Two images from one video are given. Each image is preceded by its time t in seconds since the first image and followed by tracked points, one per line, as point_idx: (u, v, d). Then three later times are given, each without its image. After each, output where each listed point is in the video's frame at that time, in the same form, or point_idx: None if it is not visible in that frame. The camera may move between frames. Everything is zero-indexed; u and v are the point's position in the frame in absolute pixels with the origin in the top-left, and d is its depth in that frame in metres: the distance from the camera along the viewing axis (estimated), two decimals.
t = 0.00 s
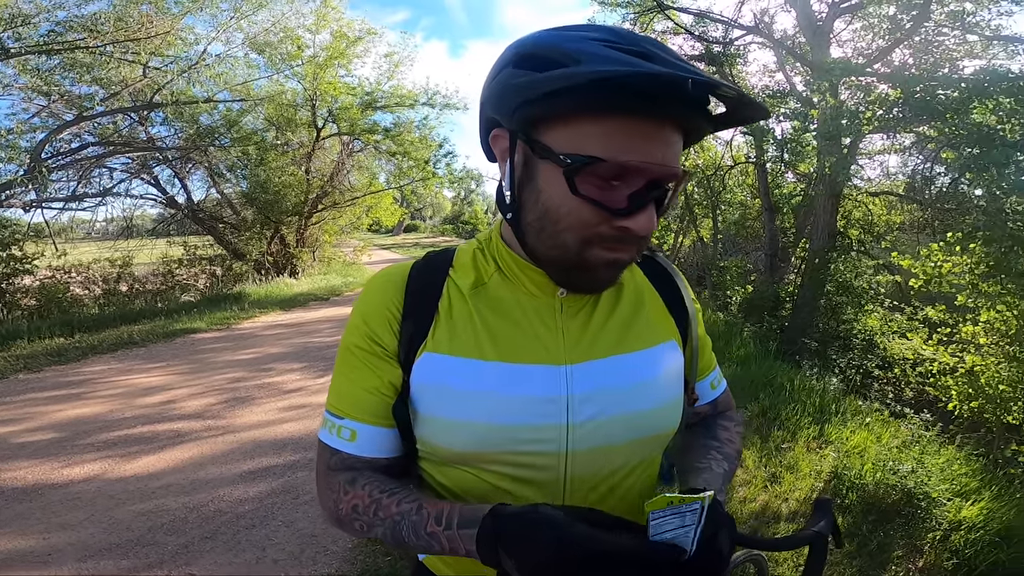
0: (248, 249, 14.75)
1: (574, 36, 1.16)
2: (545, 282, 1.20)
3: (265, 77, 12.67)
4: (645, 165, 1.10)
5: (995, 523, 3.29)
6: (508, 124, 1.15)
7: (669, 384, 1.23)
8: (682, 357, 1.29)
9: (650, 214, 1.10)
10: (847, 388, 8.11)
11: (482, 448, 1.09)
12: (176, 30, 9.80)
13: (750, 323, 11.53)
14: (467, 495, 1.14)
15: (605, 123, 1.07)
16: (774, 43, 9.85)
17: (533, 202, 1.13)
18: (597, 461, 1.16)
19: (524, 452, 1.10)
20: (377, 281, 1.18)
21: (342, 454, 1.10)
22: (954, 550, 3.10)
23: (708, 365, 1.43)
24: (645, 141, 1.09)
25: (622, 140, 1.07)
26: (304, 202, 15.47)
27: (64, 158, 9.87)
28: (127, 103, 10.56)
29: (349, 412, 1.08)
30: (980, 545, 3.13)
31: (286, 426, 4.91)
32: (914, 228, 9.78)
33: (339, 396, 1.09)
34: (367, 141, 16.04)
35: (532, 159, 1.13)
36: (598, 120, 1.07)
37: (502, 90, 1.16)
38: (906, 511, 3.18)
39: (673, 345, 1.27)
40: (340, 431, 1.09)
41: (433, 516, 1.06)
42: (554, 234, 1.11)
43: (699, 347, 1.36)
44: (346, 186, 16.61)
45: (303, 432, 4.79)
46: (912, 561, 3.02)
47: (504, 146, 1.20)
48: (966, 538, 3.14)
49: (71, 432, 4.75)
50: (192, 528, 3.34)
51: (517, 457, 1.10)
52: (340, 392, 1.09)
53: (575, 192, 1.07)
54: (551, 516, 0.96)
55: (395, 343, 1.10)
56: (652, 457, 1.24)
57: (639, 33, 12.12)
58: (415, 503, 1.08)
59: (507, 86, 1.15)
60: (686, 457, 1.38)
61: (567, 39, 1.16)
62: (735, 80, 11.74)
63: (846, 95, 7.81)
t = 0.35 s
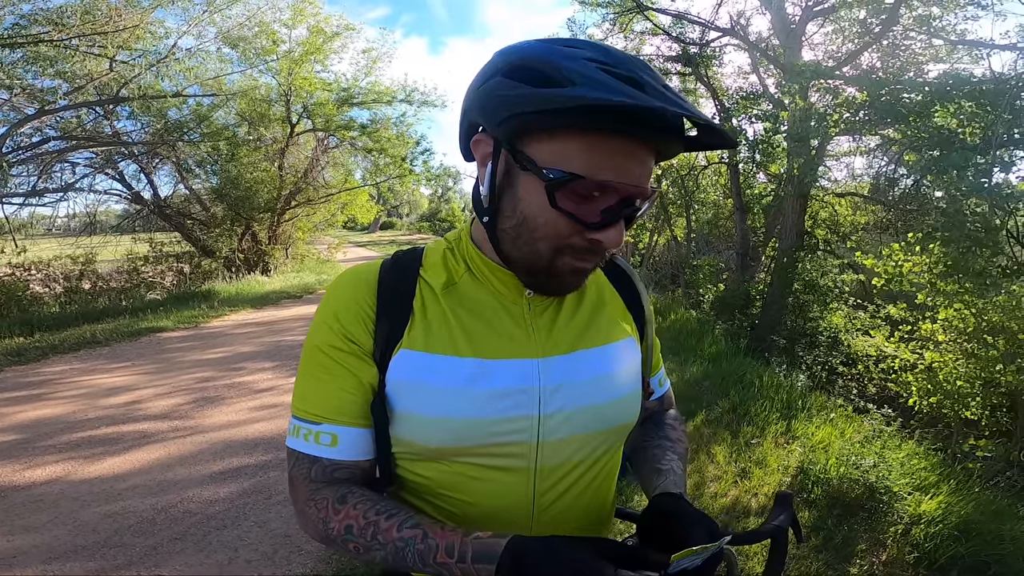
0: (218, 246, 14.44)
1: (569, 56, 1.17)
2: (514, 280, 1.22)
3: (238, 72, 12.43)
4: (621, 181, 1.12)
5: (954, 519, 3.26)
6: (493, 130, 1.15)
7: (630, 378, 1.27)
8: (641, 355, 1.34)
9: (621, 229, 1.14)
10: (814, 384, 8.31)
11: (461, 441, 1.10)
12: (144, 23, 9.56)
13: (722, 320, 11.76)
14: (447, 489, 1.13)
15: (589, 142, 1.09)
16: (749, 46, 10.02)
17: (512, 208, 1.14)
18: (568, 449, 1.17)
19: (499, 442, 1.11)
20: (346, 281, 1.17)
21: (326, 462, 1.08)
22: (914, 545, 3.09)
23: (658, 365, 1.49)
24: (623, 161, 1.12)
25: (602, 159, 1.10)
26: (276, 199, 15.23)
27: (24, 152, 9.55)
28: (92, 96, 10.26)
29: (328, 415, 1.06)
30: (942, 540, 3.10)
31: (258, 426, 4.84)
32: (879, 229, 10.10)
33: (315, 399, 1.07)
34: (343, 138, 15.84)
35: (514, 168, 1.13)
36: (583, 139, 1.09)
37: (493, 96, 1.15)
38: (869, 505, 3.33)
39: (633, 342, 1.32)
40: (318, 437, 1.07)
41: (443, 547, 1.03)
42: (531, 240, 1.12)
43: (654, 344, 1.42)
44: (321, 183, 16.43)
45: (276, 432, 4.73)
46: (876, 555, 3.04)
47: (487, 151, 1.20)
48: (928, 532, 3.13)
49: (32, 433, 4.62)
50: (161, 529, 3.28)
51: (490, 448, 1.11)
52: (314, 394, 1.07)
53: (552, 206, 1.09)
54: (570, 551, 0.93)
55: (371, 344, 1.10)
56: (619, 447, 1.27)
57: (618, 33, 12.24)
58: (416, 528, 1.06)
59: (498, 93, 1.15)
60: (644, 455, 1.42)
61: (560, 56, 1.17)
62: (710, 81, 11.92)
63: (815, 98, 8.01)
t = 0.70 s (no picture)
0: (222, 243, 14.51)
1: (544, 47, 1.20)
2: (514, 271, 1.24)
3: (241, 69, 12.45)
4: (610, 156, 1.15)
5: (955, 514, 3.23)
6: (485, 125, 1.17)
7: (625, 366, 1.29)
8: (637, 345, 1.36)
9: (616, 202, 1.16)
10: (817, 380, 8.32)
11: (461, 426, 1.12)
12: (147, 21, 9.58)
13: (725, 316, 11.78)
14: (448, 473, 1.15)
15: (575, 122, 1.11)
16: (752, 42, 9.99)
17: (509, 193, 1.16)
18: (566, 434, 1.20)
19: (498, 427, 1.13)
20: (351, 276, 1.19)
21: (335, 449, 1.09)
22: (915, 541, 3.11)
23: (656, 357, 1.51)
24: (606, 138, 1.14)
25: (590, 137, 1.13)
26: (280, 195, 15.30)
27: (29, 150, 9.59)
28: (96, 94, 10.30)
29: (336, 403, 1.08)
30: (942, 535, 3.11)
31: (263, 422, 4.88)
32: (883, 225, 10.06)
33: (322, 388, 1.09)
34: (346, 134, 15.87)
35: (507, 155, 1.15)
36: (571, 120, 1.11)
37: (479, 92, 1.18)
38: (870, 501, 3.36)
39: (629, 332, 1.34)
40: (325, 424, 1.09)
41: (445, 528, 1.05)
42: (529, 222, 1.14)
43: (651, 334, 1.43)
44: (324, 179, 16.49)
45: (281, 427, 4.77)
46: (876, 550, 3.06)
47: (481, 147, 1.22)
48: (929, 528, 3.15)
49: (40, 429, 4.66)
50: (168, 524, 3.32)
51: (489, 433, 1.13)
52: (322, 383, 1.09)
53: (546, 183, 1.11)
54: (570, 532, 0.97)
55: (377, 334, 1.12)
56: (616, 433, 1.30)
57: (620, 29, 12.22)
58: (419, 510, 1.08)
59: (483, 89, 1.18)
60: (641, 446, 1.44)
61: (538, 49, 1.20)
62: (713, 77, 11.90)
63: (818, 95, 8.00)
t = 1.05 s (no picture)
0: (239, 246, 14.74)
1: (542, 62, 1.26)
2: (521, 274, 1.29)
3: (257, 75, 12.65)
4: (620, 154, 1.19)
5: (969, 518, 3.21)
6: (496, 136, 1.22)
7: (627, 365, 1.33)
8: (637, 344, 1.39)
9: (629, 195, 1.21)
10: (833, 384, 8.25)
11: (472, 420, 1.17)
12: (167, 28, 9.77)
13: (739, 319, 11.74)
14: (457, 466, 1.21)
15: (586, 126, 1.17)
16: (763, 43, 9.97)
17: (527, 196, 1.19)
18: (571, 430, 1.24)
19: (505, 421, 1.18)
20: (369, 281, 1.25)
21: (354, 441, 1.15)
22: (928, 543, 3.09)
23: (657, 356, 1.55)
24: (611, 138, 1.19)
25: (601, 138, 1.18)
26: (296, 199, 15.52)
27: (54, 156, 9.82)
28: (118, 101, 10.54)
29: (354, 399, 1.14)
30: (955, 537, 3.09)
31: (280, 422, 4.97)
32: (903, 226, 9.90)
33: (342, 385, 1.15)
34: (360, 139, 16.05)
35: (524, 163, 1.19)
36: (580, 124, 1.17)
37: (487, 108, 1.23)
38: (883, 504, 3.35)
39: (631, 332, 1.37)
40: (345, 419, 1.15)
41: (451, 506, 1.09)
42: (553, 222, 1.18)
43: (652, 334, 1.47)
44: (339, 184, 16.70)
45: (297, 428, 4.85)
46: (887, 553, 3.07)
47: (493, 159, 1.24)
48: (943, 530, 3.12)
49: (66, 429, 4.80)
50: (188, 522, 3.41)
51: (498, 428, 1.18)
52: (342, 380, 1.15)
53: (564, 185, 1.16)
54: (565, 508, 1.03)
55: (392, 334, 1.17)
56: (617, 428, 1.34)
57: (631, 33, 12.26)
58: (429, 492, 1.12)
59: (488, 105, 1.23)
60: (641, 439, 1.48)
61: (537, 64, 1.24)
62: (725, 79, 11.88)
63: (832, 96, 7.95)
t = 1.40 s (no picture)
0: (249, 248, 14.90)
1: (544, 87, 1.33)
2: (512, 277, 1.36)
3: (266, 78, 12.81)
4: (609, 179, 1.27)
5: (965, 516, 3.22)
6: (497, 155, 1.29)
7: (608, 359, 1.40)
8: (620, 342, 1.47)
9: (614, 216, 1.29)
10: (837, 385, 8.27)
11: (466, 410, 1.26)
12: (176, 32, 9.91)
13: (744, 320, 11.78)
14: (452, 452, 1.29)
15: (580, 154, 1.24)
16: (767, 44, 10.02)
17: (521, 213, 1.27)
18: (557, 418, 1.32)
19: (496, 409, 1.27)
20: (374, 285, 1.34)
21: (355, 427, 1.23)
22: (924, 542, 3.11)
23: (641, 351, 1.62)
24: (603, 165, 1.27)
25: (592, 165, 1.25)
26: (304, 201, 15.67)
27: (68, 158, 9.99)
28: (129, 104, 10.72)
29: (360, 390, 1.22)
30: (952, 536, 3.10)
31: (289, 420, 5.07)
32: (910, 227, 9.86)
33: (349, 377, 1.24)
34: (367, 141, 16.19)
35: (520, 183, 1.26)
36: (574, 151, 1.24)
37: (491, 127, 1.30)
38: (881, 503, 3.40)
39: (613, 331, 1.45)
40: (350, 407, 1.23)
41: (432, 482, 1.16)
42: (544, 238, 1.26)
43: (635, 332, 1.55)
44: (346, 185, 16.85)
45: (305, 426, 4.96)
46: (884, 551, 3.12)
47: (492, 177, 1.32)
48: (939, 529, 3.14)
49: (82, 426, 4.92)
50: (200, 516, 3.51)
51: (489, 417, 1.27)
52: (347, 373, 1.24)
53: (556, 207, 1.24)
54: (524, 485, 1.06)
55: (393, 331, 1.26)
56: (601, 415, 1.41)
57: (635, 34, 12.34)
58: (417, 470, 1.19)
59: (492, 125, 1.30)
60: (634, 428, 1.57)
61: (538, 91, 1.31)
62: (730, 80, 11.93)
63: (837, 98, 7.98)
